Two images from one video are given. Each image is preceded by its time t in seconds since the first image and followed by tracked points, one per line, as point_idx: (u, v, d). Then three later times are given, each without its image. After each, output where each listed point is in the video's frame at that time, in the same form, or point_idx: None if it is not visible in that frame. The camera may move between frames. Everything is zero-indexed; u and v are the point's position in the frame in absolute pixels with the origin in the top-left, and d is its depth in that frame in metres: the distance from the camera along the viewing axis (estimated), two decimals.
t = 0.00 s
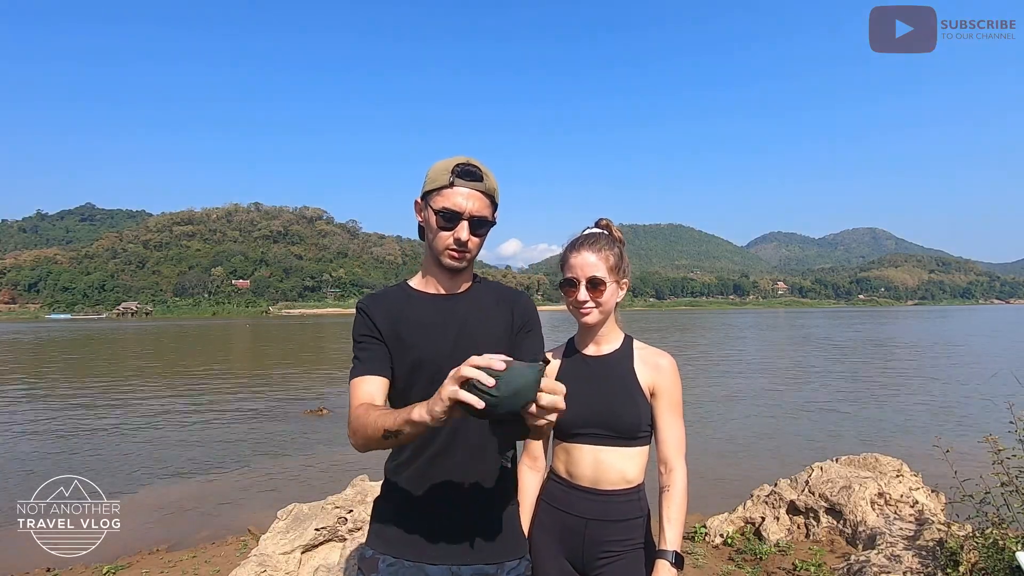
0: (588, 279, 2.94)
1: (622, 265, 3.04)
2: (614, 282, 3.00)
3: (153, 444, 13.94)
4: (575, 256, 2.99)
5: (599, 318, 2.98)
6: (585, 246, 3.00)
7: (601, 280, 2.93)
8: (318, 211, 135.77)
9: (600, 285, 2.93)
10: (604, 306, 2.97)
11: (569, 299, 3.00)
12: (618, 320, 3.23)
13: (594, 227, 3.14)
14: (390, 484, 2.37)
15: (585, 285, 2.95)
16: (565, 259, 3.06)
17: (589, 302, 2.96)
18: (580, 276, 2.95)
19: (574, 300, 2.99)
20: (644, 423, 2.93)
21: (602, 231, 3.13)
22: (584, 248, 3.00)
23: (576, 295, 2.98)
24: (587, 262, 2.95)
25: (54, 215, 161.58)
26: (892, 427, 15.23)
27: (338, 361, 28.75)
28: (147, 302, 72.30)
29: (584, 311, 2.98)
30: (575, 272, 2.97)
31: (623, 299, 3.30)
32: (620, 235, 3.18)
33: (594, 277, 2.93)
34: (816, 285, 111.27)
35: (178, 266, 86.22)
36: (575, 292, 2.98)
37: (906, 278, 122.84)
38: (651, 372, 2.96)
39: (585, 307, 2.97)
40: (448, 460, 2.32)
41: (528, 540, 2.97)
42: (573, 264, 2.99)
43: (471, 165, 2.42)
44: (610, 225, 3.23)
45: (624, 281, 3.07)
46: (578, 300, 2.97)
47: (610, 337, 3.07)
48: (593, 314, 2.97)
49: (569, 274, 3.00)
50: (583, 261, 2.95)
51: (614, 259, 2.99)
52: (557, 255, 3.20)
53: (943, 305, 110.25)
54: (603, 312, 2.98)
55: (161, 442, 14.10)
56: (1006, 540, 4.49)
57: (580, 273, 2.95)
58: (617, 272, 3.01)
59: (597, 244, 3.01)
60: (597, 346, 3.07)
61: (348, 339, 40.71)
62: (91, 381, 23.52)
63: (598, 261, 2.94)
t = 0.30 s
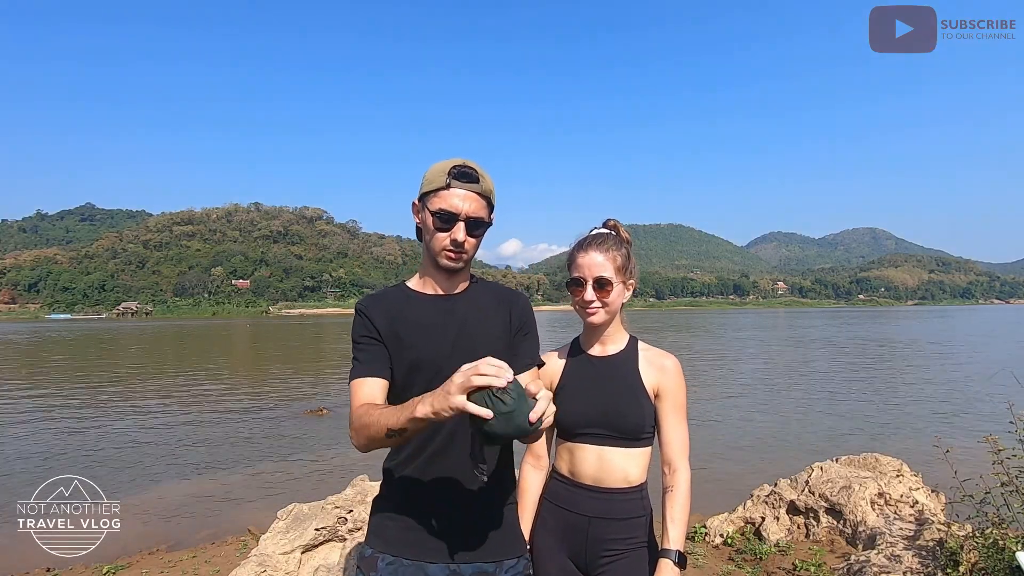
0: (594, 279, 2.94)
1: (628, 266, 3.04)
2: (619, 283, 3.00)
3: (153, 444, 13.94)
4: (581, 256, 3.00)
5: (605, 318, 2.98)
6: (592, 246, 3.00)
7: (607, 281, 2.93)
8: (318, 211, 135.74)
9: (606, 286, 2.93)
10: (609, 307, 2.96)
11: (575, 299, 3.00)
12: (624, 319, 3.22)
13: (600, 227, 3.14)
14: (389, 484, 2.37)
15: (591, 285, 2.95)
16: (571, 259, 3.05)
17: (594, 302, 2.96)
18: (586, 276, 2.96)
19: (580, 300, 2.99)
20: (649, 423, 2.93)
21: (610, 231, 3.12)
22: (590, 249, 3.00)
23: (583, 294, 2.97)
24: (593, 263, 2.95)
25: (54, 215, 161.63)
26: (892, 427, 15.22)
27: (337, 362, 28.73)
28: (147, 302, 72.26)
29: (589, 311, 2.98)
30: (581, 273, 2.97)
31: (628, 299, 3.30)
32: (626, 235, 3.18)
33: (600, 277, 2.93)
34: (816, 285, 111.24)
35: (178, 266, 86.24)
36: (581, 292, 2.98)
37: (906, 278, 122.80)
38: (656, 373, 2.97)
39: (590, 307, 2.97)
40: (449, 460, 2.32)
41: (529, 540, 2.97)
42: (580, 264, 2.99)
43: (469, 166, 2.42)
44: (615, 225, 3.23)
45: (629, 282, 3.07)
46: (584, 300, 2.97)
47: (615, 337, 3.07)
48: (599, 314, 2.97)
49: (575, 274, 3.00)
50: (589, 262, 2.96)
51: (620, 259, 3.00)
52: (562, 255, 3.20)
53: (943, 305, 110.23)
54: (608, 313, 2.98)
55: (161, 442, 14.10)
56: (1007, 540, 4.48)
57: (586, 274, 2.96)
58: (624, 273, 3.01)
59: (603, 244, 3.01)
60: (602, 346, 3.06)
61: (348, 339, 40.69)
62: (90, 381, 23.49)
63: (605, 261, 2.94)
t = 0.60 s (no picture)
0: (585, 280, 2.94)
1: (618, 265, 3.04)
2: (611, 282, 2.99)
3: (153, 444, 13.93)
4: (572, 256, 3.00)
5: (597, 318, 2.97)
6: (582, 246, 3.00)
7: (598, 281, 2.93)
8: (318, 211, 135.65)
9: (597, 286, 2.93)
10: (601, 306, 2.96)
11: (567, 300, 3.00)
12: (616, 319, 3.22)
13: (590, 227, 3.13)
14: (387, 489, 2.38)
15: (581, 286, 2.95)
16: (562, 259, 3.06)
17: (586, 302, 2.96)
18: (577, 277, 2.95)
19: (571, 300, 2.99)
20: (643, 423, 2.94)
21: (599, 230, 3.12)
22: (581, 249, 3.00)
23: (573, 296, 2.98)
24: (584, 263, 2.95)
25: (54, 215, 161.56)
26: (893, 427, 15.21)
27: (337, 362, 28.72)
28: (147, 302, 72.17)
29: (581, 312, 2.98)
30: (572, 274, 2.97)
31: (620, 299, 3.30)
32: (617, 234, 3.19)
33: (591, 278, 2.93)
34: (816, 285, 111.26)
35: (178, 266, 86.31)
36: (571, 293, 2.98)
37: (906, 278, 122.86)
38: (650, 372, 2.96)
39: (582, 308, 2.97)
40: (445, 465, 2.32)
41: (528, 542, 2.97)
42: (570, 265, 2.99)
43: (466, 168, 2.42)
44: (605, 224, 3.23)
45: (620, 281, 3.07)
46: (576, 301, 2.97)
47: (608, 336, 3.06)
48: (591, 314, 2.97)
49: (566, 275, 3.00)
50: (580, 262, 2.96)
51: (611, 259, 3.00)
52: (554, 256, 3.20)
53: (943, 305, 110.26)
54: (600, 313, 2.98)
55: (161, 442, 14.09)
56: (1006, 540, 4.48)
57: (577, 274, 2.95)
58: (614, 272, 3.01)
59: (594, 244, 3.01)
60: (595, 346, 3.06)
61: (348, 339, 40.67)
62: (90, 381, 23.48)
63: (595, 261, 2.94)
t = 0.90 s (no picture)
0: (583, 280, 2.94)
1: (617, 265, 3.04)
2: (608, 282, 3.00)
3: (153, 444, 13.93)
4: (570, 257, 3.00)
5: (595, 318, 2.97)
6: (580, 246, 3.01)
7: (597, 281, 2.93)
8: (318, 211, 135.66)
9: (595, 287, 2.93)
10: (599, 307, 2.96)
11: (564, 300, 3.00)
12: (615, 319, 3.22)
13: (587, 226, 3.14)
14: (388, 487, 2.37)
15: (580, 287, 2.95)
16: (559, 259, 3.06)
17: (584, 303, 2.96)
18: (576, 278, 2.95)
19: (569, 301, 2.99)
20: (642, 422, 2.94)
21: (597, 230, 3.12)
22: (578, 249, 3.01)
23: (571, 296, 2.98)
24: (582, 264, 2.95)
25: (53, 215, 161.61)
26: (893, 427, 15.20)
27: (337, 362, 28.72)
28: (147, 302, 72.14)
29: (579, 312, 2.98)
30: (570, 274, 2.97)
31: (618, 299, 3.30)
32: (615, 234, 3.18)
33: (589, 278, 2.93)
34: (816, 285, 111.32)
35: (178, 266, 86.30)
36: (570, 293, 2.97)
37: (906, 278, 122.94)
38: (648, 372, 2.96)
39: (580, 307, 2.97)
40: (445, 465, 2.33)
41: (528, 542, 2.98)
42: (568, 265, 2.99)
43: (467, 170, 2.43)
44: (604, 224, 3.23)
45: (619, 281, 3.07)
46: (573, 302, 2.97)
47: (606, 336, 3.06)
48: (589, 314, 2.97)
49: (564, 275, 3.00)
50: (578, 262, 2.96)
51: (608, 259, 3.00)
52: (552, 257, 3.20)
53: (943, 305, 110.34)
54: (599, 313, 2.98)
55: (161, 442, 14.08)
56: (1007, 540, 4.48)
57: (575, 274, 2.96)
58: (612, 273, 3.01)
59: (591, 244, 3.01)
60: (594, 346, 3.06)
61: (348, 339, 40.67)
62: (90, 381, 23.48)
63: (592, 262, 2.94)
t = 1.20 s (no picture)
0: (582, 281, 2.94)
1: (617, 265, 3.04)
2: (608, 283, 2.99)
3: (153, 444, 13.92)
4: (569, 258, 3.00)
5: (595, 319, 2.98)
6: (580, 247, 3.00)
7: (597, 282, 2.93)
8: (318, 211, 135.67)
9: (595, 287, 2.93)
10: (599, 307, 2.96)
11: (565, 301, 3.00)
12: (614, 320, 3.22)
13: (587, 227, 3.14)
14: (389, 486, 2.38)
15: (580, 287, 2.95)
16: (559, 260, 3.06)
17: (584, 303, 2.96)
18: (575, 278, 2.96)
19: (569, 301, 2.98)
20: (642, 423, 2.94)
21: (596, 231, 3.13)
22: (577, 250, 3.00)
23: (571, 296, 2.97)
24: (582, 264, 2.95)
25: (54, 215, 161.62)
26: (893, 427, 15.19)
27: (337, 362, 28.75)
28: (146, 302, 72.11)
29: (579, 313, 2.98)
30: (570, 275, 2.97)
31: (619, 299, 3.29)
32: (615, 235, 3.18)
33: (589, 279, 2.93)
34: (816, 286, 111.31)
35: (178, 266, 86.31)
36: (570, 294, 2.97)
37: (907, 279, 122.92)
38: (648, 372, 2.96)
39: (580, 308, 2.97)
40: (446, 464, 2.32)
41: (528, 542, 2.97)
42: (568, 266, 2.99)
43: (468, 170, 2.43)
44: (604, 224, 3.23)
45: (619, 281, 3.06)
46: (573, 302, 2.97)
47: (606, 336, 3.06)
48: (589, 315, 2.97)
49: (564, 276, 3.00)
50: (578, 262, 2.96)
51: (607, 260, 3.00)
52: (553, 257, 3.20)
53: (944, 305, 110.36)
54: (599, 314, 2.98)
55: (161, 442, 14.09)
56: (1007, 540, 4.48)
57: (574, 275, 2.96)
58: (613, 273, 3.01)
59: (591, 244, 3.00)
60: (594, 346, 3.06)
61: (348, 339, 40.65)
62: (89, 381, 23.45)
63: (593, 262, 2.94)
